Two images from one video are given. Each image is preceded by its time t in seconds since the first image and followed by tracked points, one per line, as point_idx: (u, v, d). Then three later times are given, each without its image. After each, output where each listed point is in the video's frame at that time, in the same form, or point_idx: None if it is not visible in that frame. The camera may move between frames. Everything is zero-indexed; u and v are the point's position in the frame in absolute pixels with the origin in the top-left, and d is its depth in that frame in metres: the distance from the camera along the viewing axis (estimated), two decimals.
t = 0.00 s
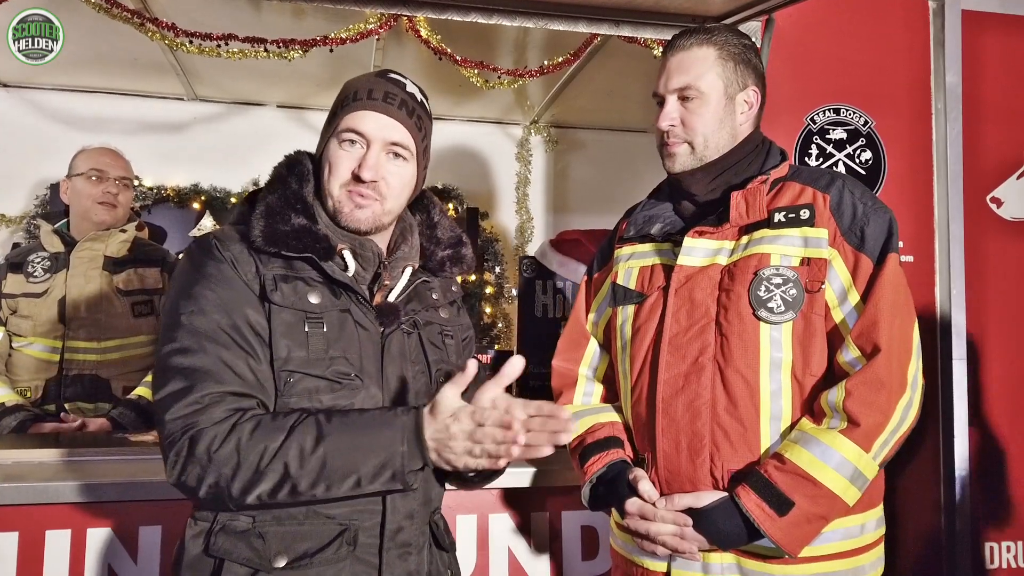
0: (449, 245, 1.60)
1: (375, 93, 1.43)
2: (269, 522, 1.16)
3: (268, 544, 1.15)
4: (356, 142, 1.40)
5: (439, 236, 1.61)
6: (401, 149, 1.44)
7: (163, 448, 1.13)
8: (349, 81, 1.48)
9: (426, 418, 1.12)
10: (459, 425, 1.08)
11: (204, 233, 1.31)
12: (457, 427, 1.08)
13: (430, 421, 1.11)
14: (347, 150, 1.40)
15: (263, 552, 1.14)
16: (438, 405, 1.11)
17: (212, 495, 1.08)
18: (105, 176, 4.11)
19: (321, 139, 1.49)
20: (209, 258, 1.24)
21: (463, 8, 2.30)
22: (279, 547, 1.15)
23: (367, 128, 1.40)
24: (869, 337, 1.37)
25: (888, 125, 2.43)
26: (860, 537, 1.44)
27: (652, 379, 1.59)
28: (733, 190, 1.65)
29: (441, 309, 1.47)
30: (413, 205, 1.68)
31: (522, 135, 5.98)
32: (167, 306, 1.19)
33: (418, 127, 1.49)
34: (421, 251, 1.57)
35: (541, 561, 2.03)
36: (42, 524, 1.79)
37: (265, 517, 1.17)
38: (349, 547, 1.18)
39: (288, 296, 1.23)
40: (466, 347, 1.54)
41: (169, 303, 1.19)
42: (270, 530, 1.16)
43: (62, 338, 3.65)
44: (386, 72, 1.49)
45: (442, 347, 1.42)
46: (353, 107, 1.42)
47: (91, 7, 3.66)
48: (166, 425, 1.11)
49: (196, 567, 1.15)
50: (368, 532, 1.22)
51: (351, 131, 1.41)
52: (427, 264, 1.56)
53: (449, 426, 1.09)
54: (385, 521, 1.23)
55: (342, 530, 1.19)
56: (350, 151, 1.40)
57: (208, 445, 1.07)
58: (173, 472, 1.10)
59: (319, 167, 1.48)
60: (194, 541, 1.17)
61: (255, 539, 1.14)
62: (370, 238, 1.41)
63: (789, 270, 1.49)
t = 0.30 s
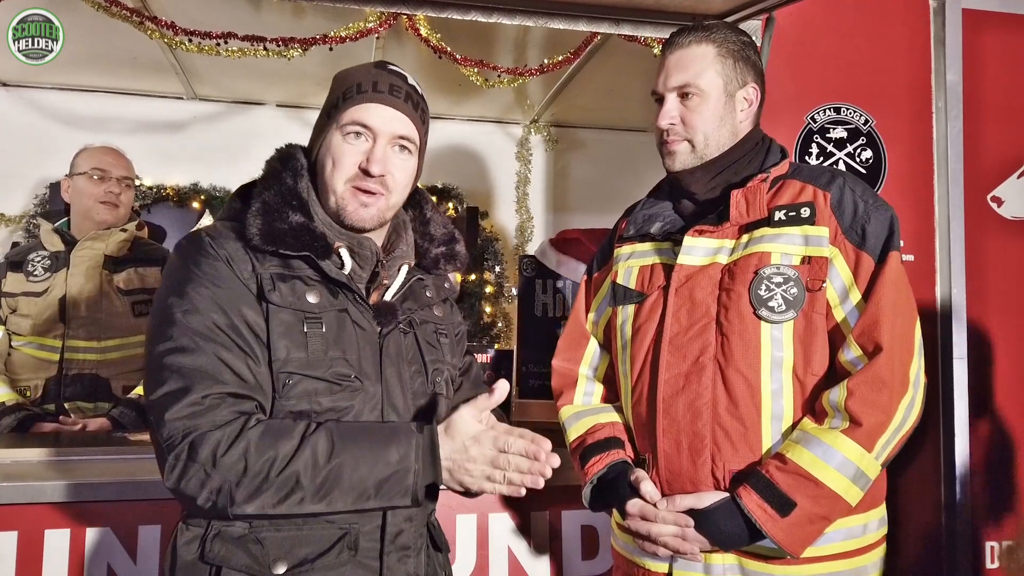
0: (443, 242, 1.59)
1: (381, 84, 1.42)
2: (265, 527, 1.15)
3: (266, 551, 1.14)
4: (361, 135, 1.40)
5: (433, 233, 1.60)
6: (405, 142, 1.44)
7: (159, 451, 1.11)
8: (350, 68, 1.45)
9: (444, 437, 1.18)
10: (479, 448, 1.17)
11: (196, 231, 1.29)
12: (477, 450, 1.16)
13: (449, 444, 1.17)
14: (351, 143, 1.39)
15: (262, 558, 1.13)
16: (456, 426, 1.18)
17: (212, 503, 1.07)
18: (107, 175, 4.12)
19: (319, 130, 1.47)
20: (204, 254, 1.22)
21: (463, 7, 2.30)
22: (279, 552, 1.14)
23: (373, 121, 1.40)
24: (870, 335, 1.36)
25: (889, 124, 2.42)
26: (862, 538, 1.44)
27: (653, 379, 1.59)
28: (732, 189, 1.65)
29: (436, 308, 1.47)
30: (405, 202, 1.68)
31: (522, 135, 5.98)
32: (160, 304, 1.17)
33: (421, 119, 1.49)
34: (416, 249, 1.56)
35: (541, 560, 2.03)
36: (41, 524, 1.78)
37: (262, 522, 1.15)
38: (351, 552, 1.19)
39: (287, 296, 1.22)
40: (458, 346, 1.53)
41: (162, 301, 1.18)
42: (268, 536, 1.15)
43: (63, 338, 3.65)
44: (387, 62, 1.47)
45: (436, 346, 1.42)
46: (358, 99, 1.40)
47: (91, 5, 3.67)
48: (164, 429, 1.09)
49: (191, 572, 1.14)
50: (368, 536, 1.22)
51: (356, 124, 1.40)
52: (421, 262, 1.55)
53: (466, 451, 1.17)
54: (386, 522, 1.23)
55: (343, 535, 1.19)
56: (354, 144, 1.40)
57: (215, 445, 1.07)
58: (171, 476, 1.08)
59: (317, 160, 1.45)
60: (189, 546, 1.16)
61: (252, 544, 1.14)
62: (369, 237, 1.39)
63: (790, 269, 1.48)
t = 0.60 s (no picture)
0: (447, 238, 1.59)
1: (382, 76, 1.42)
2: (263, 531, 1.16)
3: (264, 555, 1.15)
4: (361, 128, 1.39)
5: (436, 229, 1.60)
6: (407, 136, 1.44)
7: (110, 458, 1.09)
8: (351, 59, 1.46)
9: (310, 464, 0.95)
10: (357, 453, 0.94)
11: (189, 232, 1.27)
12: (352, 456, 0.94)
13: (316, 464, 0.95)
14: (351, 136, 1.38)
15: (260, 562, 1.14)
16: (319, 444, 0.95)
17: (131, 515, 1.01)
18: (106, 174, 4.09)
19: (319, 122, 1.46)
20: (188, 254, 1.19)
21: (464, 7, 2.30)
22: (277, 556, 1.15)
23: (373, 113, 1.40)
24: (873, 335, 1.36)
25: (891, 122, 2.42)
26: (864, 539, 1.43)
27: (653, 378, 1.58)
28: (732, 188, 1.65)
29: (438, 310, 1.48)
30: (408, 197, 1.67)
31: (522, 134, 5.98)
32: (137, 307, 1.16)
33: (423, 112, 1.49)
34: (419, 246, 1.56)
35: (541, 560, 2.03)
36: (43, 523, 1.78)
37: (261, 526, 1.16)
38: (352, 558, 1.19)
39: (283, 300, 1.22)
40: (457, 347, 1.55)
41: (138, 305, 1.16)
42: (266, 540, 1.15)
43: (63, 337, 3.62)
44: (388, 54, 1.48)
45: (438, 348, 1.42)
46: (358, 90, 1.40)
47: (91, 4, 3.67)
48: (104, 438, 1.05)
49: None
50: (368, 540, 1.21)
51: (356, 117, 1.40)
52: (425, 258, 1.55)
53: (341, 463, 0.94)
54: (387, 527, 1.22)
55: (344, 541, 1.19)
56: (354, 137, 1.39)
57: (139, 461, 1.00)
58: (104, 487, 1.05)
59: (318, 154, 1.45)
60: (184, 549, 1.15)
61: (251, 549, 1.14)
62: (372, 237, 1.38)
63: (791, 268, 1.48)
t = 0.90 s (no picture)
0: (456, 241, 1.60)
1: (409, 87, 1.41)
2: (257, 537, 1.16)
3: (256, 562, 1.16)
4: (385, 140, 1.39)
5: (445, 232, 1.61)
6: (431, 149, 1.44)
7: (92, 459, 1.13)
8: (377, 61, 1.43)
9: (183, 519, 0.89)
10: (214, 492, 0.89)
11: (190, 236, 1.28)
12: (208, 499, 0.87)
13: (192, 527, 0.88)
14: (373, 148, 1.38)
15: (251, 569, 1.16)
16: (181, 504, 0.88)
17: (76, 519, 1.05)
18: (105, 175, 4.08)
19: (337, 126, 1.45)
20: (178, 259, 1.21)
21: (464, 7, 2.30)
22: (267, 563, 1.17)
23: (399, 126, 1.39)
24: (872, 335, 1.36)
25: (891, 123, 2.42)
26: (863, 539, 1.44)
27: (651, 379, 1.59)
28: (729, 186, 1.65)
29: (444, 317, 1.48)
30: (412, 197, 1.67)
31: (523, 134, 5.98)
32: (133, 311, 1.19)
33: (447, 123, 1.48)
34: (428, 249, 1.57)
35: (540, 560, 2.03)
36: (43, 523, 1.78)
37: (254, 532, 1.17)
38: (344, 567, 1.20)
39: (274, 311, 1.22)
40: (461, 356, 1.56)
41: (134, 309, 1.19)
42: (258, 547, 1.17)
43: (64, 338, 3.65)
44: (416, 61, 1.46)
45: (442, 356, 1.44)
46: (383, 101, 1.39)
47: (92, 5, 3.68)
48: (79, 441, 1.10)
49: None
50: (362, 549, 1.22)
51: (381, 128, 1.39)
52: (433, 262, 1.57)
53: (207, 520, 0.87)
54: (382, 535, 1.24)
55: (336, 549, 1.20)
56: (377, 147, 1.39)
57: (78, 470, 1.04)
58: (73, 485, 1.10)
59: (334, 160, 1.44)
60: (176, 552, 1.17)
61: (242, 555, 1.16)
62: (375, 242, 1.35)
63: (789, 267, 1.48)
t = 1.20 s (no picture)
0: (455, 242, 1.60)
1: (410, 89, 1.41)
2: (250, 538, 1.17)
3: (249, 563, 1.17)
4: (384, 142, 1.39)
5: (445, 233, 1.60)
6: (432, 150, 1.44)
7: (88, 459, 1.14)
8: (375, 63, 1.43)
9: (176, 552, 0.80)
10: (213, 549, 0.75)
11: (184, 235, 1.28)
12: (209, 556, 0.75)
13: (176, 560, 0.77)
14: (373, 150, 1.38)
15: (244, 569, 1.16)
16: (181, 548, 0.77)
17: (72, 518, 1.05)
18: (106, 175, 4.08)
19: (336, 128, 1.45)
20: (174, 259, 1.21)
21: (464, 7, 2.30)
22: (261, 564, 1.17)
23: (398, 128, 1.39)
24: (869, 335, 1.36)
25: (890, 123, 2.43)
26: (860, 538, 1.44)
27: (647, 379, 1.59)
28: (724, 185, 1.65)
29: (443, 318, 1.48)
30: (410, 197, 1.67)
31: (523, 134, 5.99)
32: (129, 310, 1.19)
33: (448, 125, 1.48)
34: (427, 250, 1.57)
35: (538, 560, 2.04)
36: (42, 522, 1.79)
37: (248, 534, 1.17)
38: (337, 569, 1.20)
39: (269, 310, 1.22)
40: (461, 357, 1.56)
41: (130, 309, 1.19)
42: (252, 548, 1.17)
43: (64, 338, 3.66)
44: (415, 62, 1.46)
45: (441, 357, 1.43)
46: (382, 103, 1.39)
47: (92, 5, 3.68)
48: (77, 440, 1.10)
49: None
50: (357, 551, 1.23)
51: (381, 131, 1.39)
52: (432, 263, 1.56)
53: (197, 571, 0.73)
54: (377, 538, 1.23)
55: (331, 550, 1.20)
56: (377, 150, 1.39)
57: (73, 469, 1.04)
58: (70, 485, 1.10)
59: (333, 163, 1.45)
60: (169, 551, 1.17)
61: (235, 556, 1.16)
62: (370, 242, 1.36)
63: (786, 267, 1.48)
